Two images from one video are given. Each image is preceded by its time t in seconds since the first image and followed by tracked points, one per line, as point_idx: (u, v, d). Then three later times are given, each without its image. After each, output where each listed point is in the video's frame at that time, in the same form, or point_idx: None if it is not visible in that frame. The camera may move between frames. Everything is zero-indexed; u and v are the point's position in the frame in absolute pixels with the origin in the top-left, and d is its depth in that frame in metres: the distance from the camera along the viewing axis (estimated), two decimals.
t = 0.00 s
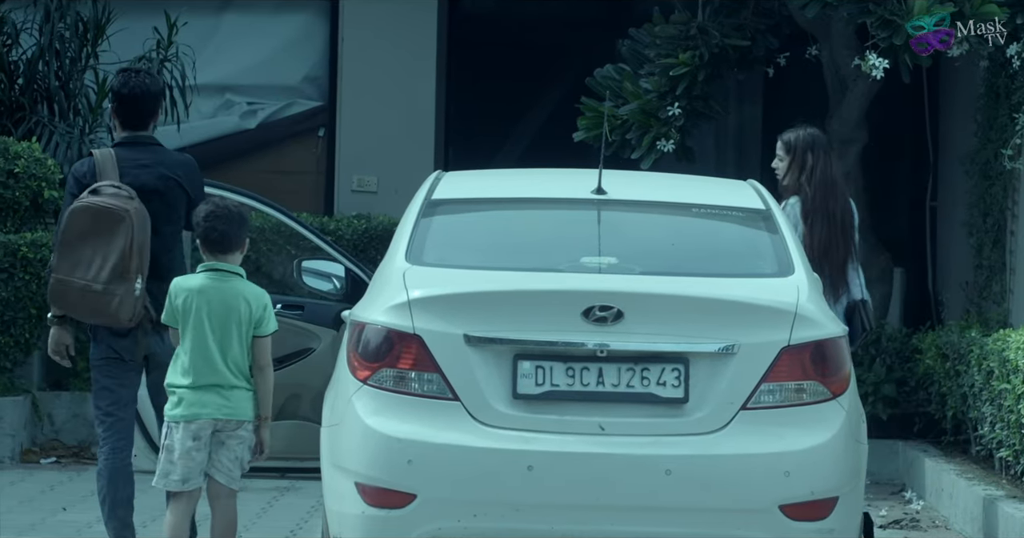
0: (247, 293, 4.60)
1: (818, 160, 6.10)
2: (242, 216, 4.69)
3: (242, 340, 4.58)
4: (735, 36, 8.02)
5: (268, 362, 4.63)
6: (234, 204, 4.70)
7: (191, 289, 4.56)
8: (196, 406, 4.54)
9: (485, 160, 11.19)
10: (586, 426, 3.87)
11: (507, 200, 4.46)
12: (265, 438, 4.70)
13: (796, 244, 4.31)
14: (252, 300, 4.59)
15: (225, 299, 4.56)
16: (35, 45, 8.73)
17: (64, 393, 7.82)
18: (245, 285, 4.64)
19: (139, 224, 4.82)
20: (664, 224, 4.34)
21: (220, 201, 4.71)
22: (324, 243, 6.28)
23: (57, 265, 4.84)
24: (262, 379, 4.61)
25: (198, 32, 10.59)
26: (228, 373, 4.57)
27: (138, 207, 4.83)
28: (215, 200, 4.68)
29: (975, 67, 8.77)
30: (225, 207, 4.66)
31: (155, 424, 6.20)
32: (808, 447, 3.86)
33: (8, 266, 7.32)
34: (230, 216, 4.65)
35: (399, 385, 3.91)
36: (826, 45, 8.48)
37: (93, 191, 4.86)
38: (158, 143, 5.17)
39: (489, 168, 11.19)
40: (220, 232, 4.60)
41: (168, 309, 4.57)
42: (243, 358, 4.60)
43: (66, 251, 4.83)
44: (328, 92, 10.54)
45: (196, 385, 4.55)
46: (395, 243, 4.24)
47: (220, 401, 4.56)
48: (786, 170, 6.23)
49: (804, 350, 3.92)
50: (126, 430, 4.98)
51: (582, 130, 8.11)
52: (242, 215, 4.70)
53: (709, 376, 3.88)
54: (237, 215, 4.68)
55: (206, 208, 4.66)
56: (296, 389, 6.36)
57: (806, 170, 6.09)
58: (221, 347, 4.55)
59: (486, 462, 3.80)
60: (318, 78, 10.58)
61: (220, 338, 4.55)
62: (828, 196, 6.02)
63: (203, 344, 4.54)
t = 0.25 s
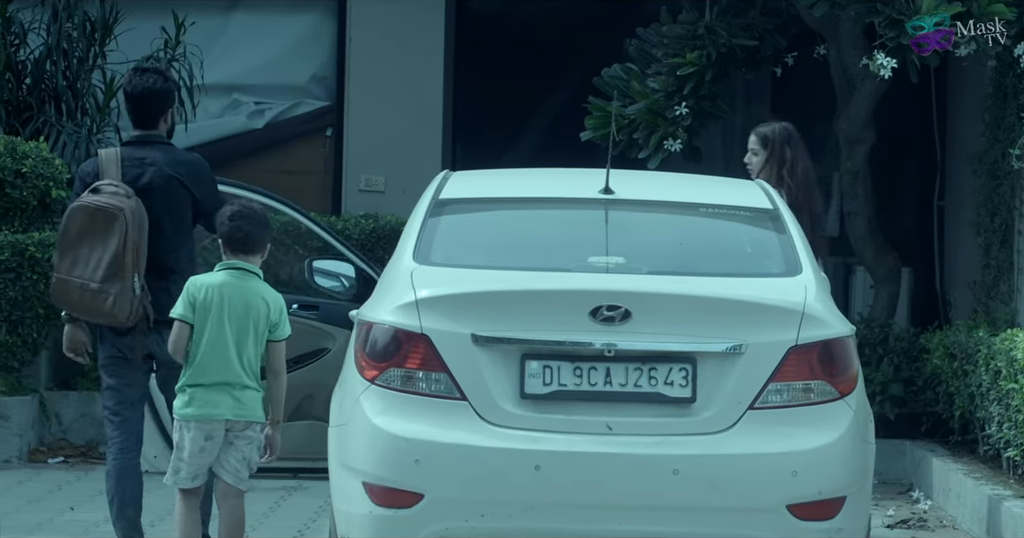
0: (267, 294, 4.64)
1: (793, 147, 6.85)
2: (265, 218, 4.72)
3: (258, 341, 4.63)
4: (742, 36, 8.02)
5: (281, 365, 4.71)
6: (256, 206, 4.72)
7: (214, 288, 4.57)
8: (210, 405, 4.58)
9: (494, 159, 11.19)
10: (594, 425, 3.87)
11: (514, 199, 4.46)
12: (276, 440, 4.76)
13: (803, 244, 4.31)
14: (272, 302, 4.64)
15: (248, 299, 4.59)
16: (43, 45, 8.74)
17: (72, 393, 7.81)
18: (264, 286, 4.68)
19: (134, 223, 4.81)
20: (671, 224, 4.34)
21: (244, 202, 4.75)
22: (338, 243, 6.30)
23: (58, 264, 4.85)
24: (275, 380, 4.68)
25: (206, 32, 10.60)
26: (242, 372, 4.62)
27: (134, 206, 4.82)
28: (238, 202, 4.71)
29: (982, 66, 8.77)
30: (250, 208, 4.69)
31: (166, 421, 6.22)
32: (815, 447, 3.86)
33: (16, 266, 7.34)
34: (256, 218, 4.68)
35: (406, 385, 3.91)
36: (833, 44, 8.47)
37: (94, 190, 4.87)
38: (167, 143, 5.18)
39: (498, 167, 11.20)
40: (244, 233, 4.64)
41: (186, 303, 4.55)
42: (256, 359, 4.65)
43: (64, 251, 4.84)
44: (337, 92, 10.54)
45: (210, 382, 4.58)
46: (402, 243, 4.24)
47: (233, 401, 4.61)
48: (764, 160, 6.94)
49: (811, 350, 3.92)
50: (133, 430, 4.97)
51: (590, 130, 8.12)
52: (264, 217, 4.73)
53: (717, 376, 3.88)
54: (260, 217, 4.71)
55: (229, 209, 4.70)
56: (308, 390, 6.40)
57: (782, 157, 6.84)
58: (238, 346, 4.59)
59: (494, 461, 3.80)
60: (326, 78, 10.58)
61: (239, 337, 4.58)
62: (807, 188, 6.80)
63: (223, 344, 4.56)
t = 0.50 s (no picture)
0: (280, 293, 4.73)
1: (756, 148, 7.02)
2: (271, 218, 4.75)
3: (269, 340, 4.71)
4: (751, 35, 8.00)
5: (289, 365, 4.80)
6: (262, 205, 4.75)
7: (230, 287, 4.63)
8: (222, 403, 4.63)
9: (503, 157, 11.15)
10: (603, 424, 3.87)
11: (524, 198, 4.46)
12: (281, 439, 4.85)
13: (813, 243, 4.30)
14: (283, 300, 4.72)
15: (261, 298, 4.66)
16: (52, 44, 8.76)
17: (81, 392, 7.82)
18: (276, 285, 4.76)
19: (132, 223, 4.83)
20: (681, 223, 4.34)
21: (248, 202, 4.75)
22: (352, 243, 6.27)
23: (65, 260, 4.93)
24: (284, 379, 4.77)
25: (216, 32, 10.66)
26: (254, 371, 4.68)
27: (133, 205, 4.84)
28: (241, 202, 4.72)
29: (992, 66, 8.76)
30: (252, 209, 4.70)
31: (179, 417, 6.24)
32: (824, 446, 3.86)
33: (25, 265, 7.38)
34: (258, 218, 4.70)
35: (416, 384, 3.91)
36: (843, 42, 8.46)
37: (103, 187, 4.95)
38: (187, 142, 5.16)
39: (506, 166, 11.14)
40: (248, 234, 4.67)
41: (202, 303, 4.58)
42: (267, 358, 4.73)
43: (71, 249, 4.92)
44: (346, 91, 10.55)
45: (223, 382, 4.64)
46: (412, 242, 4.24)
47: (245, 399, 4.67)
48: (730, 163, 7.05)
49: (820, 349, 3.92)
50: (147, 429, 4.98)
51: (599, 129, 8.11)
52: (270, 217, 4.75)
53: (726, 375, 3.88)
54: (265, 217, 4.73)
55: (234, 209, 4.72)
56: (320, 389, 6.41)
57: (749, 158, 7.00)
58: (251, 345, 4.66)
59: (503, 460, 3.80)
60: (335, 77, 10.60)
61: (252, 336, 4.65)
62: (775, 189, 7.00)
63: (237, 342, 4.62)
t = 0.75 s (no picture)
0: (278, 290, 4.76)
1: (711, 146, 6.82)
2: (262, 216, 4.70)
3: (270, 336, 4.73)
4: (761, 33, 7.96)
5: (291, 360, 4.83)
6: (254, 202, 4.71)
7: (231, 284, 4.65)
8: (226, 402, 4.64)
9: (511, 157, 11.03)
10: (612, 423, 3.87)
11: (533, 197, 4.46)
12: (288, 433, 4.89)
13: (822, 242, 4.30)
14: (283, 296, 4.76)
15: (262, 294, 4.69)
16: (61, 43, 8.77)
17: (91, 391, 7.89)
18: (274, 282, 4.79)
19: (140, 226, 4.81)
20: (690, 222, 4.33)
21: (238, 197, 4.71)
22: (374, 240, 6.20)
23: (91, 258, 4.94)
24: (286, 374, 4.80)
25: (225, 31, 10.66)
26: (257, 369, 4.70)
27: (142, 208, 4.81)
28: (229, 201, 4.68)
29: (1003, 66, 8.73)
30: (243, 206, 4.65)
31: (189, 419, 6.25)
32: (834, 445, 3.86)
33: (34, 266, 7.34)
34: (246, 217, 4.65)
35: (426, 383, 3.91)
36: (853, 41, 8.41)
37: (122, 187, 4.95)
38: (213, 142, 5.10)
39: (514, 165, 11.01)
40: (238, 234, 4.64)
41: (202, 301, 4.59)
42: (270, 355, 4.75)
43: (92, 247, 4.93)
44: (355, 89, 10.58)
45: (227, 380, 4.65)
46: (421, 240, 4.24)
47: (249, 398, 4.68)
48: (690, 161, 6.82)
49: (830, 348, 3.92)
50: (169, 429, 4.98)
51: (609, 128, 8.10)
52: (261, 215, 4.70)
53: (735, 374, 3.88)
54: (257, 215, 4.68)
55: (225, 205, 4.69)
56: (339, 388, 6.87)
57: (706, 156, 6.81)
58: (253, 342, 4.68)
59: (513, 459, 3.80)
60: (344, 75, 10.64)
61: (254, 333, 4.68)
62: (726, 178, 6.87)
63: (239, 339, 4.65)
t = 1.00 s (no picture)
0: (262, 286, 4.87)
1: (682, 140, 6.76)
2: (240, 213, 4.80)
3: (256, 333, 4.83)
4: (777, 31, 7.88)
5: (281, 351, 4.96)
6: (237, 200, 4.83)
7: (216, 284, 4.74)
8: (218, 400, 4.73)
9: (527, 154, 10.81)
10: (629, 421, 3.87)
11: (549, 195, 4.46)
12: (287, 423, 5.00)
13: (839, 239, 4.29)
14: (267, 291, 4.86)
15: (248, 291, 4.80)
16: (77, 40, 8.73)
17: (107, 388, 7.92)
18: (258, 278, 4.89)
19: (161, 230, 5.15)
20: (707, 220, 4.33)
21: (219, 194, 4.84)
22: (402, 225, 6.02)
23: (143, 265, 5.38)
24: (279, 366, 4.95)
25: (241, 29, 10.42)
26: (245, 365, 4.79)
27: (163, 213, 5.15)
28: (211, 199, 4.81)
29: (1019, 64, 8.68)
30: (221, 203, 4.79)
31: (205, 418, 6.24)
32: (850, 443, 3.85)
33: (51, 262, 7.40)
34: (228, 215, 4.77)
35: (442, 381, 3.91)
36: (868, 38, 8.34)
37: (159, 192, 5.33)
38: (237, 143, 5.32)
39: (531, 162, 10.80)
40: (217, 232, 4.77)
41: (190, 306, 4.67)
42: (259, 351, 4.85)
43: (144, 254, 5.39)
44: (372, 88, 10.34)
45: (218, 379, 4.73)
46: (438, 238, 4.25)
47: (241, 395, 4.78)
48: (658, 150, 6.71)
49: (846, 346, 3.92)
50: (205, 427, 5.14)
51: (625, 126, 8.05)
52: (239, 212, 4.81)
53: (752, 372, 3.88)
54: (238, 212, 4.81)
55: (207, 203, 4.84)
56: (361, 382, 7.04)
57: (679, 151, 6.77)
58: (241, 340, 4.78)
59: (529, 456, 3.81)
60: (361, 73, 10.40)
61: (242, 331, 4.78)
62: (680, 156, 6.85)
63: (226, 337, 4.74)
